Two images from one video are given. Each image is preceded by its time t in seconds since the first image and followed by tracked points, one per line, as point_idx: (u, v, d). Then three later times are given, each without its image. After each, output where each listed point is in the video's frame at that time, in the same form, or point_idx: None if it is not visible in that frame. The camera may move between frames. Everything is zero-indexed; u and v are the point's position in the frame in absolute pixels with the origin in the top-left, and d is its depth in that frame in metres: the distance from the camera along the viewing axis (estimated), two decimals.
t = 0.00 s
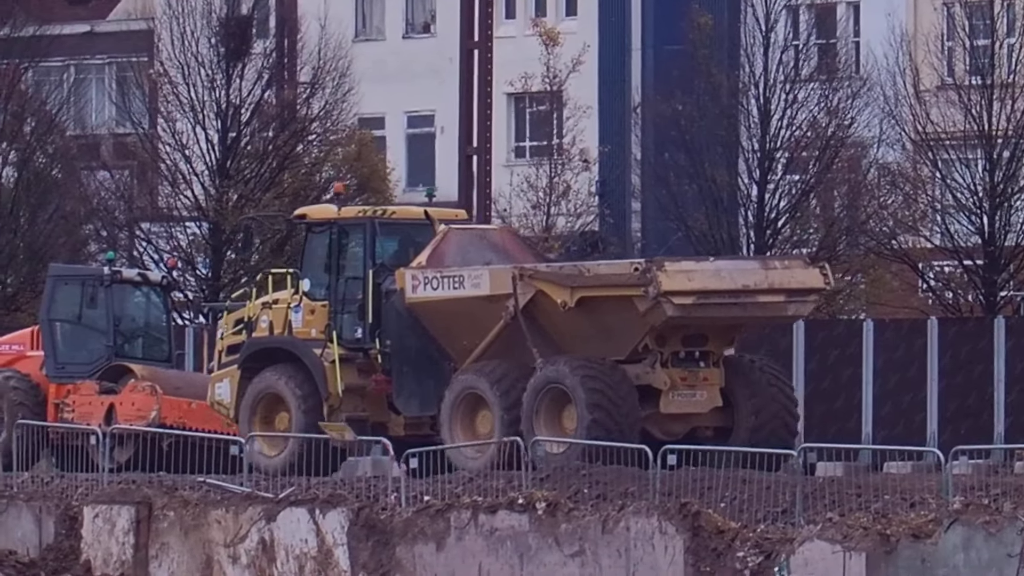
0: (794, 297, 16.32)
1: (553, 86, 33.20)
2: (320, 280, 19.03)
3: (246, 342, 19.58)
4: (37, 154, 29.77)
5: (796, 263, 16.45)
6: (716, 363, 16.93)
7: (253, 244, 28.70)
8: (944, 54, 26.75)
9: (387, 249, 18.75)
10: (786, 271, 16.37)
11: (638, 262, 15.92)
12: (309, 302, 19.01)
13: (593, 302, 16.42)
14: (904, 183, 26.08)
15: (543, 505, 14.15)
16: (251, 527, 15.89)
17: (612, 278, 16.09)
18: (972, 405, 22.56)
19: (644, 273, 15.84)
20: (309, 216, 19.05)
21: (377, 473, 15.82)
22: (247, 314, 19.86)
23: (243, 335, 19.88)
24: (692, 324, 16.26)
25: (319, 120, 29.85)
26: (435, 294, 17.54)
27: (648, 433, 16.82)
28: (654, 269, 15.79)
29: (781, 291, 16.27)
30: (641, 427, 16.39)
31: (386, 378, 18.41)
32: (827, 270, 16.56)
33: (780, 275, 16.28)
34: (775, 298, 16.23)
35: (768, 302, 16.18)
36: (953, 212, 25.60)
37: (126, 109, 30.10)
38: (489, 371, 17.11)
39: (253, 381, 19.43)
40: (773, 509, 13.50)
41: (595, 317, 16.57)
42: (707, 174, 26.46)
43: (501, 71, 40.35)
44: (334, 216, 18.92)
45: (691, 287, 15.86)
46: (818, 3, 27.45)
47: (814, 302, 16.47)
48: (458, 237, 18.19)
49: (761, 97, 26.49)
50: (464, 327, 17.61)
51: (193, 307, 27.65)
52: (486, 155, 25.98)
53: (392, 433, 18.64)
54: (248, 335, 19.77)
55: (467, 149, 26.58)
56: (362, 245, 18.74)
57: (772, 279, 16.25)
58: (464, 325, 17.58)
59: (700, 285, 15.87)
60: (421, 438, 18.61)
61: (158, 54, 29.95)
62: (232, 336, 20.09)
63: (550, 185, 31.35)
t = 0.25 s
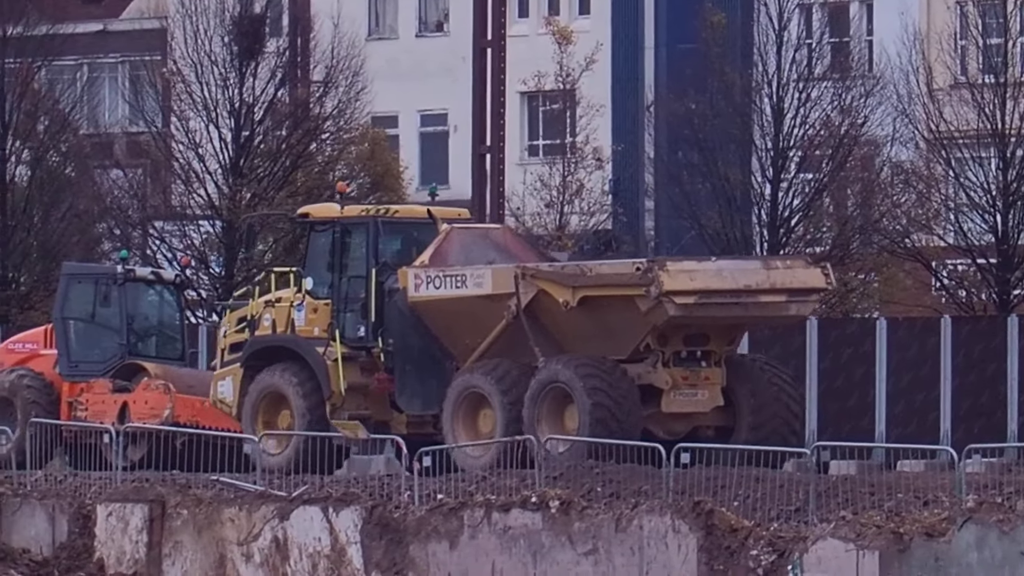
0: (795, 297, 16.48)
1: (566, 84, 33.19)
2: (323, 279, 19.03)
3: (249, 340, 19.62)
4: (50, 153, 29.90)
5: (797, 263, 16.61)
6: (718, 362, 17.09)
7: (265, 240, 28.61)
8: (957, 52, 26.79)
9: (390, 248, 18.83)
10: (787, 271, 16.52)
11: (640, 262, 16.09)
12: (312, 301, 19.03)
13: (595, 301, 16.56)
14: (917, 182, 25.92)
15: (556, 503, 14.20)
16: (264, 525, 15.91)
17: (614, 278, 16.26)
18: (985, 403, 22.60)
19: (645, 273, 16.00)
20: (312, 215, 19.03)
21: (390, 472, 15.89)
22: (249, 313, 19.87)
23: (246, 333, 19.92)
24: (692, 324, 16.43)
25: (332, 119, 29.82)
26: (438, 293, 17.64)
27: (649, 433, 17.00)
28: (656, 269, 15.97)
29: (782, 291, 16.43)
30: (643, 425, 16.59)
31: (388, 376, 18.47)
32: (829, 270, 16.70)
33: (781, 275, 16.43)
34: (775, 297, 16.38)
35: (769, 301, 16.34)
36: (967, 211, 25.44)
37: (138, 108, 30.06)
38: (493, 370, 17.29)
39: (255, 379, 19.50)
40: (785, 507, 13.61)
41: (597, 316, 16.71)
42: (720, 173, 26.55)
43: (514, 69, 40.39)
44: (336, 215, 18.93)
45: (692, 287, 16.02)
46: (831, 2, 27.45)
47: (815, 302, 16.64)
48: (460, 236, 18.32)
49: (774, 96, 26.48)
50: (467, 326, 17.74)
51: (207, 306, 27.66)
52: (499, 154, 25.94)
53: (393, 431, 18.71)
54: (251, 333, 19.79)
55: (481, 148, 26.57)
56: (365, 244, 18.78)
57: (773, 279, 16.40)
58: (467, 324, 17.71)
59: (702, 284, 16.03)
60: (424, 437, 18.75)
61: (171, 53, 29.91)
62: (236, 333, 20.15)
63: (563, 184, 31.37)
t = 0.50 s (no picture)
0: (795, 298, 16.43)
1: (578, 84, 33.13)
2: (324, 279, 19.08)
3: (250, 340, 19.68)
4: (62, 153, 30.19)
5: (797, 264, 16.57)
6: (719, 363, 17.08)
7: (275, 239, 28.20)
8: (969, 52, 26.79)
9: (391, 248, 18.83)
10: (787, 272, 16.48)
11: (640, 263, 16.08)
12: (313, 300, 19.09)
13: (596, 302, 16.53)
14: (929, 181, 25.91)
15: (569, 503, 14.23)
16: (276, 525, 15.94)
17: (614, 280, 16.25)
18: (997, 404, 22.57)
19: (645, 274, 16.00)
20: (314, 214, 19.07)
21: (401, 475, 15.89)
22: (250, 313, 19.96)
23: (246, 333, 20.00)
24: (692, 325, 16.41)
25: (344, 119, 29.78)
26: (439, 294, 17.61)
27: (650, 433, 17.01)
28: (656, 270, 15.96)
29: (782, 292, 16.39)
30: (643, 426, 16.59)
31: (389, 377, 18.58)
32: (830, 271, 16.64)
33: (781, 276, 16.39)
34: (775, 298, 16.35)
35: (769, 302, 16.31)
36: (979, 210, 25.44)
37: (151, 107, 30.02)
38: (493, 370, 17.30)
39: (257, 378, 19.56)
40: (798, 507, 13.61)
41: (597, 317, 16.70)
42: (732, 172, 26.54)
43: (525, 69, 40.44)
44: (338, 215, 18.97)
45: (692, 287, 16.01)
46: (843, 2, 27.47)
47: (816, 303, 16.56)
48: (460, 236, 18.32)
49: (786, 95, 26.51)
50: (467, 326, 17.71)
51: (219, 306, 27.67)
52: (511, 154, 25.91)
53: (394, 430, 18.83)
54: (252, 333, 19.87)
55: (492, 148, 26.55)
56: (366, 244, 18.80)
57: (773, 280, 16.37)
58: (467, 324, 17.68)
59: (701, 286, 16.02)
60: (426, 436, 18.85)
61: (183, 52, 29.88)
62: (236, 334, 20.22)
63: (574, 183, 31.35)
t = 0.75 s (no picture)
0: (795, 298, 16.51)
1: (590, 84, 33.14)
2: (326, 279, 19.12)
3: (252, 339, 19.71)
4: (74, 153, 30.29)
5: (797, 264, 16.64)
6: (719, 363, 17.18)
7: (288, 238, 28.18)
8: (981, 53, 26.67)
9: (392, 247, 18.80)
10: (787, 272, 16.55)
11: (640, 264, 16.18)
12: (315, 300, 19.14)
13: (596, 303, 16.64)
14: (941, 181, 25.90)
15: (581, 503, 14.26)
16: (289, 525, 16.00)
17: (614, 281, 16.34)
18: (1010, 405, 22.52)
19: (645, 275, 16.10)
20: (315, 215, 19.06)
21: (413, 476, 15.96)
22: (253, 312, 20.04)
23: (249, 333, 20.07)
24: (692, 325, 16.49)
25: (355, 120, 29.58)
26: (439, 294, 17.68)
27: (650, 433, 17.12)
28: (655, 271, 16.05)
29: (782, 292, 16.47)
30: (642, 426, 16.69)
31: (390, 376, 18.63)
32: (830, 271, 16.73)
33: (781, 276, 16.46)
34: (775, 298, 16.42)
35: (769, 302, 16.38)
36: (991, 210, 25.46)
37: (163, 107, 30.08)
38: (493, 370, 17.44)
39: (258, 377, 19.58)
40: (810, 507, 13.66)
41: (596, 317, 16.80)
42: (743, 172, 26.58)
43: (537, 69, 40.21)
44: (340, 215, 19.00)
45: (692, 288, 16.10)
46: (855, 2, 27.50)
47: (816, 303, 16.64)
48: (461, 237, 18.44)
49: (798, 95, 26.55)
50: (467, 327, 17.83)
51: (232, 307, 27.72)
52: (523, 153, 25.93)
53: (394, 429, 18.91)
54: (254, 333, 19.94)
55: (504, 148, 26.57)
56: (368, 243, 18.79)
57: (773, 280, 16.44)
58: (467, 324, 17.79)
59: (701, 286, 16.10)
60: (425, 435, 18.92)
61: (195, 53, 29.92)
62: (238, 333, 20.31)
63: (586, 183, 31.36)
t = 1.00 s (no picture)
0: (795, 297, 16.61)
1: (603, 83, 33.17)
2: (328, 278, 19.15)
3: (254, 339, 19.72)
4: (87, 152, 30.42)
5: (797, 263, 16.72)
6: (719, 362, 17.24)
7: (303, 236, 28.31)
8: (994, 52, 26.54)
9: (394, 246, 18.85)
10: (787, 272, 16.64)
11: (640, 263, 16.22)
12: (317, 299, 19.13)
13: (596, 302, 16.67)
14: (954, 181, 25.89)
15: (593, 502, 14.30)
16: (301, 524, 16.03)
17: (614, 280, 16.36)
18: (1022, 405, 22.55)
19: (645, 275, 16.15)
20: (317, 214, 19.13)
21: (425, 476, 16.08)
22: (255, 311, 20.03)
23: (251, 332, 20.04)
24: (693, 324, 16.56)
25: (368, 118, 29.69)
26: (440, 293, 17.72)
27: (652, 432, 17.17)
28: (655, 271, 16.10)
29: (783, 291, 16.56)
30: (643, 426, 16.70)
31: (392, 375, 18.65)
32: (829, 271, 16.85)
33: (781, 275, 16.55)
34: (775, 298, 16.51)
35: (769, 302, 16.47)
36: (1004, 209, 25.32)
37: (175, 106, 30.15)
38: (495, 369, 17.38)
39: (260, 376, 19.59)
40: (823, 506, 13.70)
41: (596, 316, 16.84)
42: (755, 171, 26.61)
43: (549, 68, 40.15)
44: (342, 214, 19.03)
45: (692, 287, 16.14)
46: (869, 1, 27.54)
47: (815, 302, 16.76)
48: (462, 236, 18.40)
49: (810, 95, 26.54)
50: (468, 326, 17.90)
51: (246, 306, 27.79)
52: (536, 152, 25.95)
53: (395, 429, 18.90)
54: (256, 331, 19.93)
55: (516, 147, 26.61)
56: (370, 242, 18.85)
57: (773, 280, 16.51)
58: (468, 324, 17.84)
59: (701, 286, 16.14)
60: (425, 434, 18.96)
61: (207, 52, 29.97)
62: (241, 331, 20.23)
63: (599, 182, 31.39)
